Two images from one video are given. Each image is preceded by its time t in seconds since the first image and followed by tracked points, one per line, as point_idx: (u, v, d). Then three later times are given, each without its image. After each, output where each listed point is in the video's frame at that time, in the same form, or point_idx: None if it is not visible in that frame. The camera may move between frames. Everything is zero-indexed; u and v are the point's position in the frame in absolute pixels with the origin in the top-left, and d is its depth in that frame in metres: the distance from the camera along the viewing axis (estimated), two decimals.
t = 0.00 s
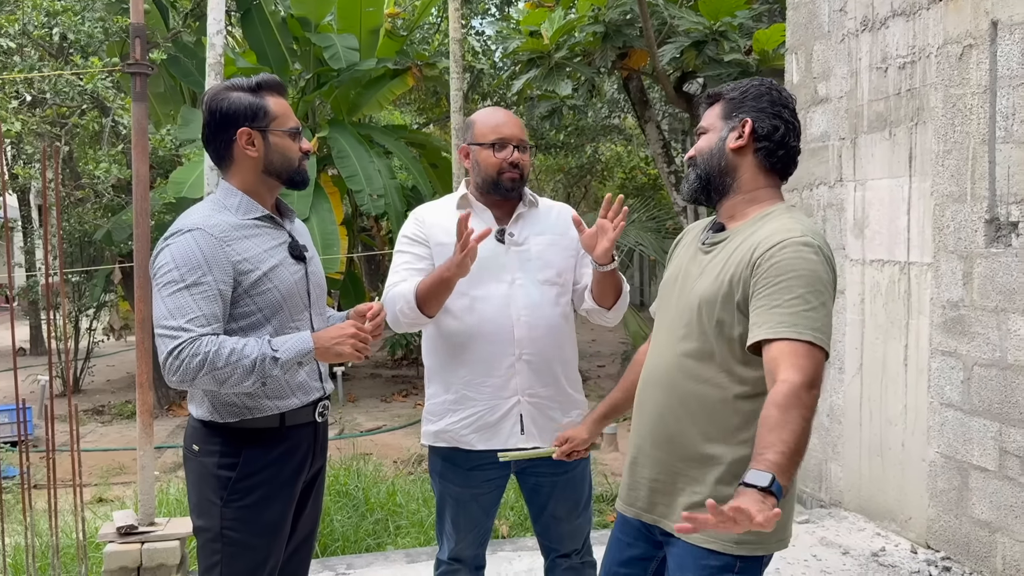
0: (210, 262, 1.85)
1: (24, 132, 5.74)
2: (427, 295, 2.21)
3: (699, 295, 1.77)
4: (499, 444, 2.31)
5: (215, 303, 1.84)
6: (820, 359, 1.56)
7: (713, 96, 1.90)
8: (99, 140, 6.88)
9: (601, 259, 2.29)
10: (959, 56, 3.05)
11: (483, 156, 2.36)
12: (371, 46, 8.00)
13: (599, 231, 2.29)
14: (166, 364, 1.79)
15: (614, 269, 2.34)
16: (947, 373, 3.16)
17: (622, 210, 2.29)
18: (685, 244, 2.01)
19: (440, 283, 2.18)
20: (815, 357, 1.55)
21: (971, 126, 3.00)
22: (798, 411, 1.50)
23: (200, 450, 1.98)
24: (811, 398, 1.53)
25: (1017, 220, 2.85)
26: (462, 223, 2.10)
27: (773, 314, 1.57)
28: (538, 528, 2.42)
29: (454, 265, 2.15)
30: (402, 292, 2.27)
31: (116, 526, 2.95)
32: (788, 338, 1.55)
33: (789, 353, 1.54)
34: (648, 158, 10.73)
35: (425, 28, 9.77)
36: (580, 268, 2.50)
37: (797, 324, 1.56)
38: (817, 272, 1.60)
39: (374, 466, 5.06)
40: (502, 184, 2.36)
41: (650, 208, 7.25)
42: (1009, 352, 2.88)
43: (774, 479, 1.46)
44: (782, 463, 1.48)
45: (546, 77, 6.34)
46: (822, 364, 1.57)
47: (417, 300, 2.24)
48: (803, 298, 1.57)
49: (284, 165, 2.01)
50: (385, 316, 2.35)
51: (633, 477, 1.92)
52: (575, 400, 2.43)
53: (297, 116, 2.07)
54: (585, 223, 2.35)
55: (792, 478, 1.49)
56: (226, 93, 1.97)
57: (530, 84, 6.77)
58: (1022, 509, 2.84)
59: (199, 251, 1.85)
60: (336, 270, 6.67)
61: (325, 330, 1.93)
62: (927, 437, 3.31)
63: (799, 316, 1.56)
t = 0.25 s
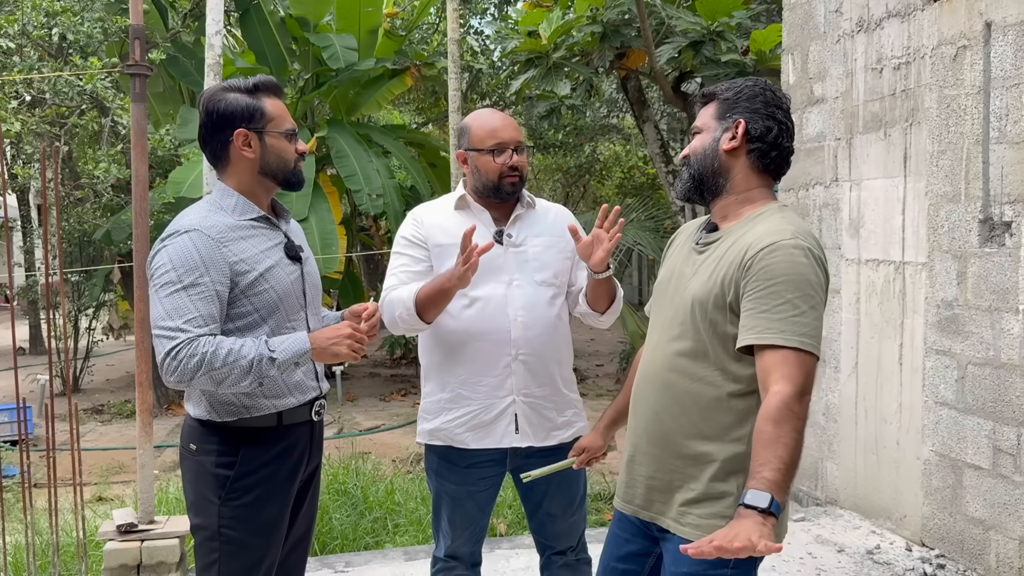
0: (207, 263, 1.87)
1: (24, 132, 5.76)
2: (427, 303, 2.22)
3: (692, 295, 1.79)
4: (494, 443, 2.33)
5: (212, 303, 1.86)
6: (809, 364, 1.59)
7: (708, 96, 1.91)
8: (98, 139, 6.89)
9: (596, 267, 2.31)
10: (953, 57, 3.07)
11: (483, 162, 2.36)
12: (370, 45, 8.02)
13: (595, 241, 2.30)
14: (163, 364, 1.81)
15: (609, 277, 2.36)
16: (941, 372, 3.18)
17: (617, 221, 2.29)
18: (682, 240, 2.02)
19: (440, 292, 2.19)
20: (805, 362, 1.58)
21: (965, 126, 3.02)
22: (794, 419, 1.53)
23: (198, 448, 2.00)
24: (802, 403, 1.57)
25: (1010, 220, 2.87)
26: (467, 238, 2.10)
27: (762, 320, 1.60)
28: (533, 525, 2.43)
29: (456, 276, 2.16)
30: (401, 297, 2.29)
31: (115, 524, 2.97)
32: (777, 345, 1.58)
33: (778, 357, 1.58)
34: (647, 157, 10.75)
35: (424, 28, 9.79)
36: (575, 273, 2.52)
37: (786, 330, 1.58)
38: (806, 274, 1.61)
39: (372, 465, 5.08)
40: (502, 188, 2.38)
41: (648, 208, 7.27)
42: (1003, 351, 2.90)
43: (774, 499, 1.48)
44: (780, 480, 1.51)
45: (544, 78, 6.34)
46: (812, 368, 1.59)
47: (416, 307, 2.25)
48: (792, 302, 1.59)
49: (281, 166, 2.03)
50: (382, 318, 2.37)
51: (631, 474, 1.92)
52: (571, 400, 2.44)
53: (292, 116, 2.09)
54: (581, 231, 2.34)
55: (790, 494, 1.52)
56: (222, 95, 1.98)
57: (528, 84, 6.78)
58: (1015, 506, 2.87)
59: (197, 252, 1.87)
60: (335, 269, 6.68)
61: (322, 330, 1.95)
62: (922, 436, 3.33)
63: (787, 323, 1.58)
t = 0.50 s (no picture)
0: (205, 262, 1.90)
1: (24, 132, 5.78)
2: (427, 303, 2.24)
3: (681, 267, 1.87)
4: (489, 440, 2.36)
5: (210, 302, 1.89)
6: (790, 336, 1.67)
7: (703, 71, 1.95)
8: (98, 139, 6.92)
9: (588, 268, 2.34)
10: (945, 58, 3.11)
11: (480, 163, 2.39)
12: (368, 45, 8.06)
13: (586, 244, 2.32)
14: (162, 362, 1.83)
15: (601, 277, 2.39)
16: (932, 370, 3.22)
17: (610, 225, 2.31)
18: (677, 215, 2.09)
19: (440, 293, 2.22)
20: (783, 335, 1.67)
21: (956, 127, 3.06)
22: (760, 398, 1.66)
23: (194, 446, 2.02)
24: (778, 380, 1.67)
25: (1000, 220, 2.91)
26: (472, 242, 2.13)
27: (744, 289, 1.67)
28: (529, 520, 2.45)
29: (457, 278, 2.18)
30: (402, 297, 2.31)
31: (116, 520, 3.00)
32: (756, 315, 1.66)
33: (755, 332, 1.68)
34: (644, 157, 10.78)
35: (423, 28, 9.82)
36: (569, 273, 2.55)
37: (766, 300, 1.65)
38: (789, 245, 1.68)
39: (371, 463, 5.11)
40: (500, 189, 2.40)
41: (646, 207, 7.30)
42: (992, 349, 2.93)
43: (728, 477, 1.64)
44: (741, 458, 1.65)
45: (542, 78, 6.38)
46: (792, 340, 1.67)
47: (416, 307, 2.27)
48: (774, 273, 1.66)
49: (275, 164, 2.06)
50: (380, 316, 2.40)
51: (624, 444, 2.00)
52: (565, 397, 2.47)
53: (283, 114, 2.11)
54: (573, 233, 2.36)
55: (753, 471, 1.66)
56: (214, 96, 2.00)
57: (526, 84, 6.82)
58: (1005, 503, 2.90)
59: (195, 252, 1.89)
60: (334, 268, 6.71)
61: (319, 329, 1.98)
62: (914, 433, 3.37)
63: (768, 292, 1.65)
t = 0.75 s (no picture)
0: (200, 261, 1.84)
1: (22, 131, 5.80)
2: (427, 304, 2.26)
3: (669, 261, 1.91)
4: (485, 434, 2.38)
5: (206, 301, 1.84)
6: (766, 328, 1.70)
7: (690, 70, 1.99)
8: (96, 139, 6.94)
9: (578, 267, 2.38)
10: (936, 60, 3.14)
11: (475, 160, 2.41)
12: (366, 45, 8.09)
13: (574, 246, 2.36)
14: (158, 361, 1.78)
15: (591, 277, 2.44)
16: (923, 368, 3.26)
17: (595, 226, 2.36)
18: (670, 210, 2.13)
19: (442, 295, 2.23)
20: (758, 327, 1.70)
21: (947, 128, 3.09)
22: (728, 387, 1.71)
23: (189, 440, 1.96)
24: (749, 371, 1.70)
25: (990, 219, 2.94)
26: (478, 252, 2.15)
27: (724, 282, 1.71)
28: (523, 515, 2.47)
29: (461, 283, 2.20)
30: (401, 296, 2.31)
31: (114, 516, 3.02)
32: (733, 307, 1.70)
33: (732, 326, 1.72)
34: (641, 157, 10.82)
35: (420, 28, 9.85)
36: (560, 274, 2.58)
37: (744, 292, 1.69)
38: (768, 239, 1.71)
39: (368, 461, 5.14)
40: (495, 187, 2.43)
41: (642, 207, 7.33)
42: (982, 347, 2.97)
43: (694, 462, 1.72)
44: (709, 445, 1.72)
45: (539, 78, 6.44)
46: (768, 332, 1.70)
47: (416, 306, 2.28)
48: (752, 267, 1.70)
49: (268, 164, 1.99)
50: (376, 313, 2.41)
51: (614, 435, 2.03)
52: (559, 393, 2.50)
53: (280, 114, 2.05)
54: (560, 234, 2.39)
55: (719, 459, 1.72)
56: (208, 95, 1.96)
57: (523, 84, 6.85)
58: (994, 499, 2.94)
59: (190, 250, 1.84)
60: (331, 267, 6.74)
61: (313, 326, 1.96)
62: (905, 431, 3.40)
63: (746, 285, 1.69)
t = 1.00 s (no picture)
0: (198, 262, 1.86)
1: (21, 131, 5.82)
2: (439, 297, 2.26)
3: (665, 265, 1.93)
4: (483, 431, 2.37)
5: (204, 301, 1.85)
6: (759, 328, 1.73)
7: (677, 79, 2.03)
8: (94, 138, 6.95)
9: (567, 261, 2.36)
10: (929, 62, 3.18)
11: (472, 163, 2.42)
12: (364, 45, 8.11)
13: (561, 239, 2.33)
14: (156, 361, 1.80)
15: (583, 270, 2.41)
16: (917, 367, 3.29)
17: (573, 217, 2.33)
18: (663, 215, 2.16)
19: (455, 288, 2.24)
20: (751, 327, 1.73)
21: (940, 130, 3.12)
22: (719, 386, 1.73)
23: (189, 439, 1.97)
24: (739, 369, 1.73)
25: (983, 220, 2.97)
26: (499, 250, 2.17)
27: (719, 283, 1.74)
28: (521, 513, 2.47)
29: (476, 274, 2.21)
30: (411, 292, 2.31)
31: (115, 515, 3.04)
32: (727, 307, 1.72)
33: (724, 325, 1.75)
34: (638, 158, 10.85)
35: (418, 28, 9.87)
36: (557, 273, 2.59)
37: (738, 292, 1.71)
38: (761, 241, 1.74)
39: (366, 460, 5.17)
40: (495, 188, 2.44)
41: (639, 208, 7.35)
42: (975, 347, 3.00)
43: (685, 461, 1.74)
44: (700, 443, 1.74)
45: (536, 79, 6.51)
46: (761, 332, 1.73)
47: (426, 300, 2.28)
48: (746, 268, 1.72)
49: (269, 167, 2.00)
50: (380, 310, 2.40)
51: (613, 437, 2.06)
52: (557, 390, 2.48)
53: (279, 115, 2.06)
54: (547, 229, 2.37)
55: (712, 455, 1.74)
56: (209, 97, 1.95)
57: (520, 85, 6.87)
58: (987, 497, 2.97)
59: (188, 251, 1.85)
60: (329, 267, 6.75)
61: (310, 325, 1.97)
62: (900, 430, 3.43)
63: (740, 285, 1.72)
